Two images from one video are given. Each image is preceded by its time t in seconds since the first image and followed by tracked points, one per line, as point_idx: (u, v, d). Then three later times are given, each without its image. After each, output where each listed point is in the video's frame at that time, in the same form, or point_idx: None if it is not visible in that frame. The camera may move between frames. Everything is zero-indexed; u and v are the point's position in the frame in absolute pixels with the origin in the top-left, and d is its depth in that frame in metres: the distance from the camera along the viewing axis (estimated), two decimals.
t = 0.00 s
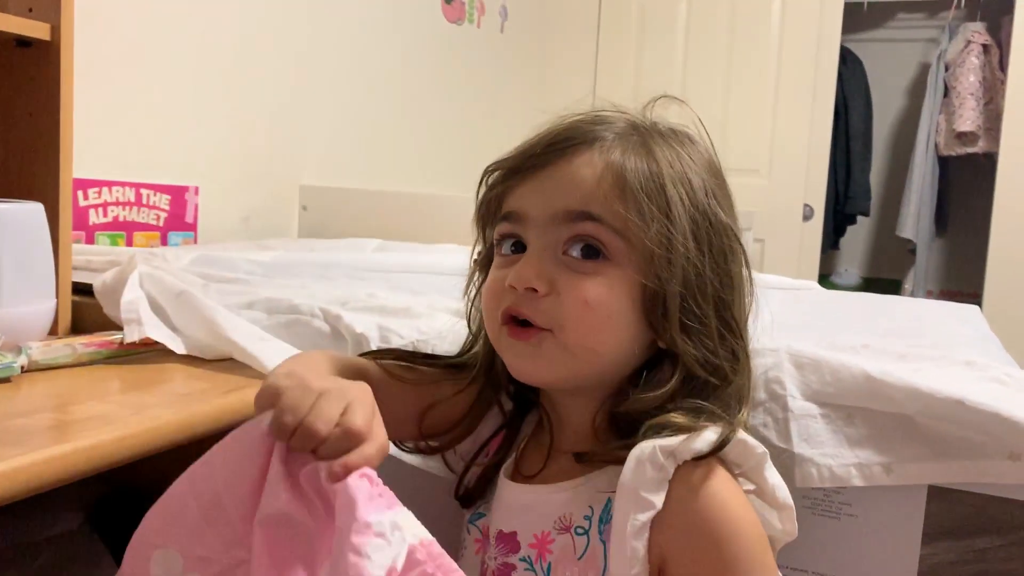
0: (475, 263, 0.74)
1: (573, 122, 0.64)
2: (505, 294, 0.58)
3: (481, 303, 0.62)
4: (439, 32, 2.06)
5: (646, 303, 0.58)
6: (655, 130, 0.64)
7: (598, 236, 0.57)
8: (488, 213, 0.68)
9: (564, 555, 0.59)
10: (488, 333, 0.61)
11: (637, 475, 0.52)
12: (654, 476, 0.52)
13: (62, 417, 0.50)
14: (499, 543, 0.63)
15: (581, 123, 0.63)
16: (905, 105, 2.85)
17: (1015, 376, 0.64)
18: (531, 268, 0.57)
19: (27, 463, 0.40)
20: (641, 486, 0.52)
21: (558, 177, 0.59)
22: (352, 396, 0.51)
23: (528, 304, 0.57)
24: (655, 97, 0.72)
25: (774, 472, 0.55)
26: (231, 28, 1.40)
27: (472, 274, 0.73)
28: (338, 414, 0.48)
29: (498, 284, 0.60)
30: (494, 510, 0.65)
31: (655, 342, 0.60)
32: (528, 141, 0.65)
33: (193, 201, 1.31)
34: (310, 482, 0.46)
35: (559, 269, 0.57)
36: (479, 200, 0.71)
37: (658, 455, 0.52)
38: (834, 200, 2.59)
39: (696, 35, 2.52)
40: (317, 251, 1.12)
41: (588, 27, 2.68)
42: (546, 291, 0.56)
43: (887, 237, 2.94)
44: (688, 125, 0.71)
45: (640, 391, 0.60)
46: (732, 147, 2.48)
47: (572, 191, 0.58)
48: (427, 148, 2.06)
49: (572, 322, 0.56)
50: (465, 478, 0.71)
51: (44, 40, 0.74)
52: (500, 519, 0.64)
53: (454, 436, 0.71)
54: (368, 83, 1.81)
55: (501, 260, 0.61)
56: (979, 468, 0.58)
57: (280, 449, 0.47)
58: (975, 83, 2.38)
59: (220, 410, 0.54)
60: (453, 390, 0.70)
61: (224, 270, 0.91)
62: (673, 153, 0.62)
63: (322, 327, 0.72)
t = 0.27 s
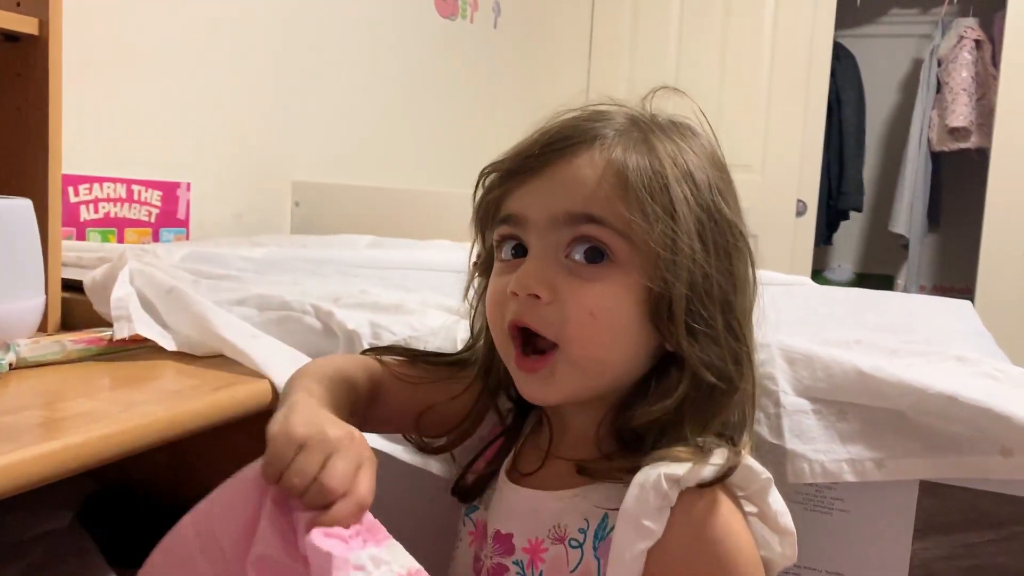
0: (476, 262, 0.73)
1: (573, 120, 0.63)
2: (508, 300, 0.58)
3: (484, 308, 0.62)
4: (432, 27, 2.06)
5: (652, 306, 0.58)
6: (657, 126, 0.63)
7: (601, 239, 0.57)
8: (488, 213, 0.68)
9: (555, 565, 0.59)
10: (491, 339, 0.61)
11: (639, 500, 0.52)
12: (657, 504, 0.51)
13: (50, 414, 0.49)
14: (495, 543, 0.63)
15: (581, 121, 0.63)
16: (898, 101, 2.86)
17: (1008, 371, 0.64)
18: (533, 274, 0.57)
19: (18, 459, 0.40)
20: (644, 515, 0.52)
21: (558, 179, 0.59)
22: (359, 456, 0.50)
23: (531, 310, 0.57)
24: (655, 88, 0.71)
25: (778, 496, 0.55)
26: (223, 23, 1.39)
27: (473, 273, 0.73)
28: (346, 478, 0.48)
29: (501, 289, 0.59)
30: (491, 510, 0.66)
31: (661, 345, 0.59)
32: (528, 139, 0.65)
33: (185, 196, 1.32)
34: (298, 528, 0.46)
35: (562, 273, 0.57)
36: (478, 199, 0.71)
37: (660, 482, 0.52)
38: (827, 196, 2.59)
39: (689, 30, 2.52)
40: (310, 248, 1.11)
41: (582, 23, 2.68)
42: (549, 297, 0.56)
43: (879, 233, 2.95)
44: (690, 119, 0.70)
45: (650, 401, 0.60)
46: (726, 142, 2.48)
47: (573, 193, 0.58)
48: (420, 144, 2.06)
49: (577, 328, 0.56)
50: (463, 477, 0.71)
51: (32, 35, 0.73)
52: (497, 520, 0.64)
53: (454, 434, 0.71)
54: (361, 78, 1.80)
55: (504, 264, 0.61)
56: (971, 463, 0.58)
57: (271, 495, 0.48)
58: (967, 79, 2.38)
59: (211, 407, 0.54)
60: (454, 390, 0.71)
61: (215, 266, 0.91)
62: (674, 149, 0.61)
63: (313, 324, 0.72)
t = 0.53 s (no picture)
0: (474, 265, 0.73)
1: (573, 118, 0.63)
2: (507, 296, 0.58)
3: (483, 308, 0.61)
4: (428, 23, 2.06)
5: (653, 303, 0.58)
6: (659, 125, 0.63)
7: (603, 236, 0.57)
8: (487, 213, 0.67)
9: (533, 565, 0.59)
10: (490, 340, 0.61)
11: (622, 513, 0.51)
12: (639, 522, 0.51)
13: (46, 411, 0.49)
14: (477, 536, 0.63)
15: (581, 118, 0.63)
16: (893, 97, 2.86)
17: (1002, 368, 0.64)
18: (534, 270, 0.57)
19: (17, 456, 0.40)
20: (625, 531, 0.51)
21: (560, 175, 0.59)
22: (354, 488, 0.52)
23: (532, 306, 0.56)
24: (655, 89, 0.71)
25: (766, 520, 0.54)
26: (218, 18, 1.39)
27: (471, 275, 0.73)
28: (346, 513, 0.50)
29: (501, 287, 0.59)
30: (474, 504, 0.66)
31: (663, 342, 0.59)
32: (528, 138, 0.65)
33: (180, 193, 1.32)
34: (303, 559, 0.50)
35: (563, 270, 0.57)
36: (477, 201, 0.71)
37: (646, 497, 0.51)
38: (823, 192, 2.60)
39: (685, 27, 2.52)
40: (305, 244, 1.11)
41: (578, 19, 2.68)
42: (551, 293, 0.56)
43: (875, 229, 2.95)
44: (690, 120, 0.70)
45: (649, 402, 0.60)
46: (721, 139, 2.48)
47: (574, 190, 0.58)
48: (415, 140, 2.05)
49: (578, 323, 0.55)
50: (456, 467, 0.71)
51: (26, 31, 0.73)
52: (482, 512, 0.64)
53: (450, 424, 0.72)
54: (356, 74, 1.80)
55: (504, 263, 0.61)
56: (967, 460, 0.58)
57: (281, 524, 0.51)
58: (962, 76, 2.38)
59: (208, 404, 0.54)
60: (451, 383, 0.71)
61: (211, 263, 0.91)
62: (676, 146, 0.61)
63: (309, 320, 0.72)
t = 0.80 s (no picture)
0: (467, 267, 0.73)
1: (550, 116, 0.63)
2: (486, 292, 0.58)
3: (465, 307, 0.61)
4: (427, 22, 2.05)
5: (628, 297, 0.57)
6: (636, 120, 0.63)
7: (574, 229, 0.57)
8: (473, 214, 0.68)
9: (514, 563, 0.58)
10: (472, 339, 0.61)
11: (601, 517, 0.51)
12: (619, 526, 0.51)
13: (43, 408, 0.49)
14: (464, 532, 0.63)
15: (557, 116, 0.63)
16: (892, 97, 2.86)
17: (1000, 367, 0.64)
18: (508, 266, 0.57)
19: (12, 453, 0.39)
20: (604, 534, 0.51)
21: (533, 172, 0.59)
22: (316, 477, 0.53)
23: (506, 302, 0.56)
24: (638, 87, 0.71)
25: (752, 527, 0.53)
26: (217, 15, 1.39)
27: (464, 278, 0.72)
28: (313, 508, 0.51)
29: (479, 285, 0.59)
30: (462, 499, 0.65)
31: (642, 338, 0.58)
32: (508, 137, 0.65)
33: (179, 190, 1.31)
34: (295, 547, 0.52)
35: (536, 264, 0.56)
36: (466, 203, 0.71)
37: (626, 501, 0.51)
38: (821, 192, 2.60)
39: (684, 27, 2.52)
40: (303, 242, 1.11)
41: (576, 18, 2.68)
42: (523, 288, 0.56)
43: (873, 228, 2.96)
44: (674, 116, 0.69)
45: (629, 398, 0.59)
46: (720, 138, 2.48)
47: (546, 185, 0.58)
48: (413, 138, 2.05)
49: (552, 318, 0.55)
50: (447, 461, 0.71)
51: (24, 28, 0.73)
52: (469, 508, 0.63)
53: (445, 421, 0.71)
54: (355, 73, 1.80)
55: (483, 262, 0.61)
56: (964, 459, 0.58)
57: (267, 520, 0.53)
58: (961, 75, 2.38)
59: (205, 400, 0.54)
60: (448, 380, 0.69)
61: (209, 260, 0.91)
62: (650, 141, 0.61)
63: (307, 318, 0.72)
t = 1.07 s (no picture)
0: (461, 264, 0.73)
1: (544, 117, 0.63)
2: (480, 296, 0.58)
3: (461, 308, 0.62)
4: (427, 22, 2.06)
5: (623, 300, 0.57)
6: (629, 120, 0.63)
7: (569, 232, 0.57)
8: (468, 214, 0.68)
9: (507, 565, 0.58)
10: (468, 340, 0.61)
11: (590, 517, 0.51)
12: (608, 525, 0.51)
13: (44, 406, 0.49)
14: (457, 532, 0.62)
15: (551, 117, 0.63)
16: (892, 98, 2.86)
17: (998, 367, 0.65)
18: (503, 269, 0.57)
19: (14, 451, 0.40)
20: (593, 533, 0.51)
21: (528, 174, 0.59)
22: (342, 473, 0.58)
23: (501, 306, 0.57)
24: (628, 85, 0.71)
25: (745, 528, 0.52)
26: (217, 14, 1.39)
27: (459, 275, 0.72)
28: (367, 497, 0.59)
29: (474, 288, 0.59)
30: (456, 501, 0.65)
31: (636, 339, 0.58)
32: (502, 138, 0.65)
33: (179, 189, 1.31)
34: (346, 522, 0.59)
35: (531, 267, 0.56)
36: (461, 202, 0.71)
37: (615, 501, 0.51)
38: (820, 193, 2.60)
39: (684, 28, 2.52)
40: (303, 242, 1.11)
41: (576, 18, 2.68)
42: (518, 291, 0.56)
43: (872, 229, 2.96)
44: (668, 114, 0.69)
45: (623, 399, 0.60)
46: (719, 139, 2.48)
47: (540, 188, 0.58)
48: (413, 138, 2.05)
49: (546, 321, 0.55)
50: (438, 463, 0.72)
51: (26, 27, 0.73)
52: (462, 510, 0.63)
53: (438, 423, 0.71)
54: (355, 72, 1.80)
55: (479, 263, 0.61)
56: (962, 459, 0.58)
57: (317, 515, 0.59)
58: (960, 77, 2.38)
59: (205, 399, 0.54)
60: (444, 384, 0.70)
61: (208, 259, 0.91)
62: (643, 141, 0.61)
63: (308, 317, 0.72)
